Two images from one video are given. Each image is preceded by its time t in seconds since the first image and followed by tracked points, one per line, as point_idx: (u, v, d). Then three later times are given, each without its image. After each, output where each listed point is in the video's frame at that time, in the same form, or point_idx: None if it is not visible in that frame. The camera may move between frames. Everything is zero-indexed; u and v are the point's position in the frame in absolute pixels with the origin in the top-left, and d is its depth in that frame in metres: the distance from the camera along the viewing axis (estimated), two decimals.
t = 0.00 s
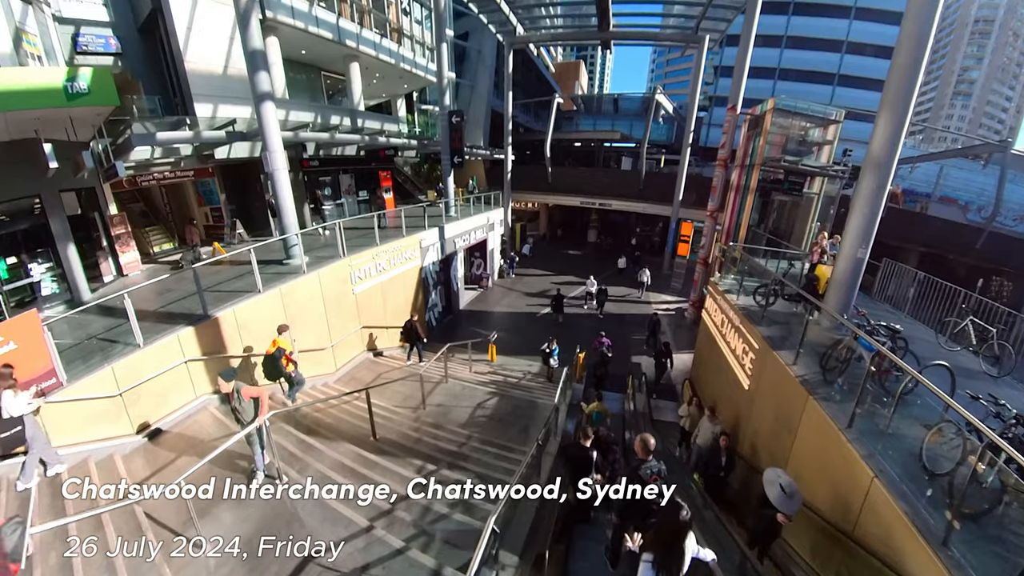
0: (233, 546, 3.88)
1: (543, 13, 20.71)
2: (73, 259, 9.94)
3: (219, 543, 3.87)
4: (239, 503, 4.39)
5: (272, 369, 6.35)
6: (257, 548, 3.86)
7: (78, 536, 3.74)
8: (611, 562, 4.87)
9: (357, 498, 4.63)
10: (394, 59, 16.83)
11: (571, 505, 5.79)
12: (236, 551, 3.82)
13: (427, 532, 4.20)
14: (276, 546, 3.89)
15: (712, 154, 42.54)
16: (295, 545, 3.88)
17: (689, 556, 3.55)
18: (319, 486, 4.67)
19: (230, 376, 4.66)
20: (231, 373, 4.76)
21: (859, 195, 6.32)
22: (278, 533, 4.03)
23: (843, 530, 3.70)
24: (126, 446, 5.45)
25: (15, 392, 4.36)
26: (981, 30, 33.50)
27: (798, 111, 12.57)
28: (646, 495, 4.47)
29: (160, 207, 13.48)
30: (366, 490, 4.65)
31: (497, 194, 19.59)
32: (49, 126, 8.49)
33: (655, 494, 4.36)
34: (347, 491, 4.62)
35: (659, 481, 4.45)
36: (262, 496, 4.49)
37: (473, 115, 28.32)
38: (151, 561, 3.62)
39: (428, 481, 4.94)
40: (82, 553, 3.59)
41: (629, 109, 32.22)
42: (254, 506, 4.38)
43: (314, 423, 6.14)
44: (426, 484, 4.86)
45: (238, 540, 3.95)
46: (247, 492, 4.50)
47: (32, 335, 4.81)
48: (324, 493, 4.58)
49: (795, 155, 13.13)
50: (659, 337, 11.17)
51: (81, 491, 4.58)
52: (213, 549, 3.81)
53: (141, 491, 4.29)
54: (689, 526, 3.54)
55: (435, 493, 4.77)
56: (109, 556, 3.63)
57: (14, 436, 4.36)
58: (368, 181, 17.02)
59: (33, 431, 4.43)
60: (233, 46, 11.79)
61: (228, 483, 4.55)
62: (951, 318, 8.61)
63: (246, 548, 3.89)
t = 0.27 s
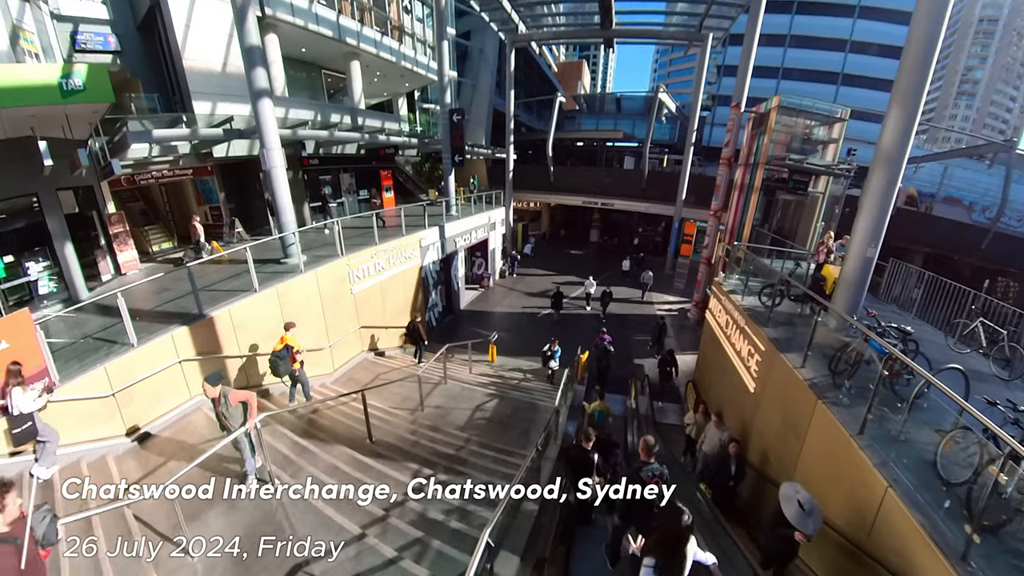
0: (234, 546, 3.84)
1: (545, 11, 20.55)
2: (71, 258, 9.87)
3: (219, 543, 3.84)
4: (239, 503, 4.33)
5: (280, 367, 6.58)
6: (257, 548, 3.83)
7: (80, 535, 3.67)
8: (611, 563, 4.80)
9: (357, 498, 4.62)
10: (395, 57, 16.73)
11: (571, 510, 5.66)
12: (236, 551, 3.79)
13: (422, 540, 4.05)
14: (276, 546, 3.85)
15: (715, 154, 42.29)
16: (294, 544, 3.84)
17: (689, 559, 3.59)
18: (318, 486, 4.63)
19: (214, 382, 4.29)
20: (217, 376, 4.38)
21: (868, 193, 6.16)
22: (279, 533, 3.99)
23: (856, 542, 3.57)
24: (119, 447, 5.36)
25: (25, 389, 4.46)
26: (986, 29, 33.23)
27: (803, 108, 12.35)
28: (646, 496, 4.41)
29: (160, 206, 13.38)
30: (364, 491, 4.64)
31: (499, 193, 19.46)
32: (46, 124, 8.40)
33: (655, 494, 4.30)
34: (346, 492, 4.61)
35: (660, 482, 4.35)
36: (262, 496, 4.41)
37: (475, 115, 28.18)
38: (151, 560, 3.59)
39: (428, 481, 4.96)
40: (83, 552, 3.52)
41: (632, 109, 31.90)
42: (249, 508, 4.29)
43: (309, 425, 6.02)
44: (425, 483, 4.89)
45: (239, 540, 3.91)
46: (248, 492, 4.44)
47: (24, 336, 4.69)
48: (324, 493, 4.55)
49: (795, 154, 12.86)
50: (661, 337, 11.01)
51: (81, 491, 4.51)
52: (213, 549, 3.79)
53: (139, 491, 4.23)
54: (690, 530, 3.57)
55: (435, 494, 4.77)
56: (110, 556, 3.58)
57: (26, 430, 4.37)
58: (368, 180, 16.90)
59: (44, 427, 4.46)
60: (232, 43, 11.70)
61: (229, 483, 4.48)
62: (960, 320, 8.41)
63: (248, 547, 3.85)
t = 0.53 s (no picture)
0: (234, 546, 3.77)
1: (547, 8, 20.39)
2: (67, 256, 9.71)
3: (219, 543, 3.76)
4: (238, 502, 4.24)
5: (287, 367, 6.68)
6: (256, 548, 3.77)
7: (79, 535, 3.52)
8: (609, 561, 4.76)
9: (352, 499, 4.53)
10: (395, 55, 16.60)
11: (570, 514, 5.51)
12: (236, 551, 3.71)
13: (412, 548, 3.88)
14: (277, 546, 3.79)
15: (718, 153, 42.05)
16: (294, 545, 3.79)
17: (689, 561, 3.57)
18: (319, 486, 4.56)
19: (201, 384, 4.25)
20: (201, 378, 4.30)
21: (878, 189, 5.99)
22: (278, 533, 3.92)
23: (868, 556, 3.42)
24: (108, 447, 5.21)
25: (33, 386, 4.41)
26: (991, 29, 32.95)
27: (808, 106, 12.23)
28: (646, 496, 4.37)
29: (158, 203, 13.24)
30: (366, 490, 4.58)
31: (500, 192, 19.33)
32: (41, 121, 8.32)
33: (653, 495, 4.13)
34: (347, 491, 4.56)
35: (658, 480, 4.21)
36: (262, 496, 4.34)
37: (476, 113, 28.01)
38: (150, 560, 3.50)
39: (428, 481, 4.92)
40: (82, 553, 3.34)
41: (634, 109, 31.73)
42: (241, 509, 4.19)
43: (302, 426, 5.89)
44: (426, 483, 4.85)
45: (239, 539, 3.84)
46: (249, 490, 4.36)
47: (15, 334, 4.62)
48: (324, 492, 4.49)
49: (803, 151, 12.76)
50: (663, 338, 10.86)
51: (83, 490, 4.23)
52: (213, 549, 3.71)
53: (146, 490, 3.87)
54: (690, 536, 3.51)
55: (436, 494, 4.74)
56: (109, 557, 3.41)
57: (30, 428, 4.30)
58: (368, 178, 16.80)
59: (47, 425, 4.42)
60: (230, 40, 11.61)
61: (229, 482, 4.32)
62: (971, 320, 8.18)
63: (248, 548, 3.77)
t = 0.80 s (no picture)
0: (234, 546, 3.65)
1: (548, 6, 20.22)
2: (64, 254, 9.62)
3: (219, 543, 3.64)
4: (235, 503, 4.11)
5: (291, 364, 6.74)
6: (256, 548, 3.67)
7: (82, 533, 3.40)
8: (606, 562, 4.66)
9: (353, 500, 4.46)
10: (395, 52, 16.48)
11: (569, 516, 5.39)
12: (236, 551, 3.60)
13: (400, 556, 3.71)
14: (277, 546, 3.70)
15: (721, 153, 41.74)
16: (295, 544, 3.70)
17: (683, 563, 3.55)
18: (319, 486, 4.49)
19: (177, 387, 3.96)
20: (180, 379, 4.04)
21: (889, 183, 5.81)
22: (277, 534, 3.82)
23: (885, 569, 3.22)
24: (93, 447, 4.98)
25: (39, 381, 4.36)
26: (998, 27, 32.56)
27: (813, 103, 12.06)
28: (645, 495, 4.35)
29: (157, 202, 13.22)
30: (367, 489, 4.53)
31: (501, 191, 19.16)
32: (35, 117, 8.21)
33: (653, 494, 4.28)
34: (347, 492, 4.48)
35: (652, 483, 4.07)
36: (262, 496, 4.24)
37: (478, 112, 27.89)
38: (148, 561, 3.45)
39: (428, 481, 4.81)
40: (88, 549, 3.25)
41: (637, 108, 31.80)
42: (234, 508, 4.09)
43: (293, 427, 5.74)
44: (426, 483, 4.73)
45: (240, 539, 3.73)
46: (247, 490, 4.21)
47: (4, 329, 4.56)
48: (324, 492, 4.41)
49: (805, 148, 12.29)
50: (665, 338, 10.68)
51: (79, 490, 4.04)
52: (213, 549, 3.59)
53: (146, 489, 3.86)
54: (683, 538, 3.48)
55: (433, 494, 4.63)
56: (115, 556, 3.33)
57: (34, 423, 4.32)
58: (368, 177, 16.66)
59: (54, 420, 4.39)
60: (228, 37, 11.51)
61: (229, 482, 4.21)
62: (982, 321, 7.95)
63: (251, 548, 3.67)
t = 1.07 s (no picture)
0: (234, 546, 3.57)
1: (550, 3, 20.05)
2: (61, 251, 9.66)
3: (220, 542, 3.58)
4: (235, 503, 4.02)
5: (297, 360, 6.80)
6: (256, 548, 3.58)
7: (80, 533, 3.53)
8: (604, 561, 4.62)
9: (351, 500, 4.37)
10: (396, 50, 16.38)
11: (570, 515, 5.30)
12: (236, 551, 3.52)
13: (390, 560, 3.60)
14: (277, 546, 3.62)
15: (724, 152, 41.45)
16: (296, 545, 3.62)
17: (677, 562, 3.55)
18: (319, 486, 4.43)
19: (153, 385, 3.84)
20: (158, 377, 3.92)
21: (898, 178, 5.66)
22: (277, 534, 3.74)
23: None
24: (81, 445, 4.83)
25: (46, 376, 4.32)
26: (1003, 26, 32.28)
27: (818, 100, 11.89)
28: (644, 495, 4.30)
29: (157, 200, 13.18)
30: (368, 489, 4.46)
31: (502, 190, 19.04)
32: (32, 114, 8.16)
33: (654, 494, 4.23)
34: (347, 491, 4.41)
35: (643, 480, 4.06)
36: (262, 496, 4.15)
37: (480, 111, 27.77)
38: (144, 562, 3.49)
39: (428, 482, 4.72)
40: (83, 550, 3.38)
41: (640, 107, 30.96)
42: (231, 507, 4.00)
43: (287, 426, 5.66)
44: (426, 483, 4.64)
45: (240, 539, 3.64)
46: (248, 489, 4.14)
47: None
48: (325, 492, 4.35)
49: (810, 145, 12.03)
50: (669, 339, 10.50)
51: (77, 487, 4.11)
52: (214, 549, 3.54)
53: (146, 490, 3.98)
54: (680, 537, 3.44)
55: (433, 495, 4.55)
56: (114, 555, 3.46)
57: (44, 419, 4.20)
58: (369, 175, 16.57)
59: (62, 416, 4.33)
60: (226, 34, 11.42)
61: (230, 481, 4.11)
62: (992, 320, 7.76)
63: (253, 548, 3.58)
